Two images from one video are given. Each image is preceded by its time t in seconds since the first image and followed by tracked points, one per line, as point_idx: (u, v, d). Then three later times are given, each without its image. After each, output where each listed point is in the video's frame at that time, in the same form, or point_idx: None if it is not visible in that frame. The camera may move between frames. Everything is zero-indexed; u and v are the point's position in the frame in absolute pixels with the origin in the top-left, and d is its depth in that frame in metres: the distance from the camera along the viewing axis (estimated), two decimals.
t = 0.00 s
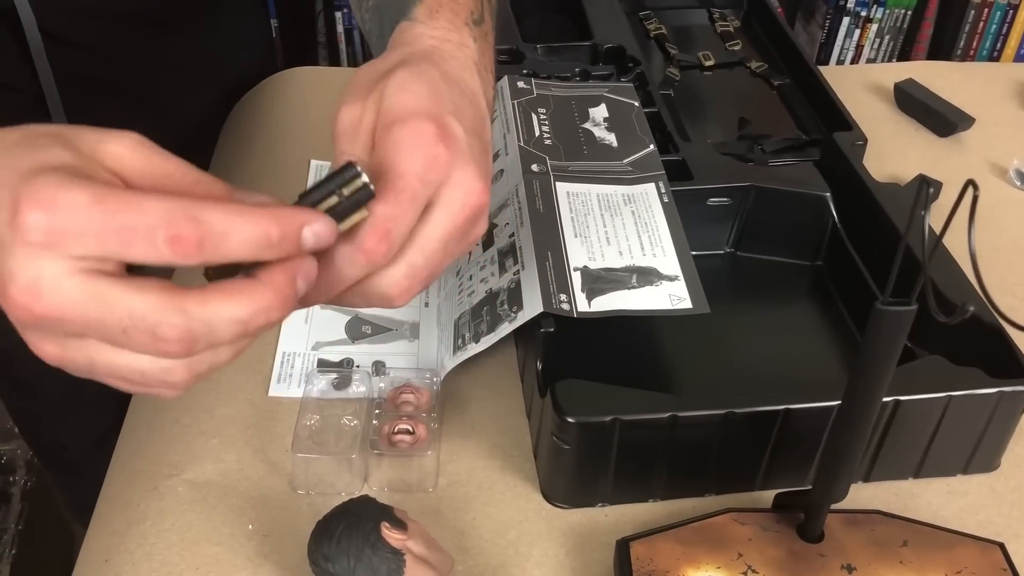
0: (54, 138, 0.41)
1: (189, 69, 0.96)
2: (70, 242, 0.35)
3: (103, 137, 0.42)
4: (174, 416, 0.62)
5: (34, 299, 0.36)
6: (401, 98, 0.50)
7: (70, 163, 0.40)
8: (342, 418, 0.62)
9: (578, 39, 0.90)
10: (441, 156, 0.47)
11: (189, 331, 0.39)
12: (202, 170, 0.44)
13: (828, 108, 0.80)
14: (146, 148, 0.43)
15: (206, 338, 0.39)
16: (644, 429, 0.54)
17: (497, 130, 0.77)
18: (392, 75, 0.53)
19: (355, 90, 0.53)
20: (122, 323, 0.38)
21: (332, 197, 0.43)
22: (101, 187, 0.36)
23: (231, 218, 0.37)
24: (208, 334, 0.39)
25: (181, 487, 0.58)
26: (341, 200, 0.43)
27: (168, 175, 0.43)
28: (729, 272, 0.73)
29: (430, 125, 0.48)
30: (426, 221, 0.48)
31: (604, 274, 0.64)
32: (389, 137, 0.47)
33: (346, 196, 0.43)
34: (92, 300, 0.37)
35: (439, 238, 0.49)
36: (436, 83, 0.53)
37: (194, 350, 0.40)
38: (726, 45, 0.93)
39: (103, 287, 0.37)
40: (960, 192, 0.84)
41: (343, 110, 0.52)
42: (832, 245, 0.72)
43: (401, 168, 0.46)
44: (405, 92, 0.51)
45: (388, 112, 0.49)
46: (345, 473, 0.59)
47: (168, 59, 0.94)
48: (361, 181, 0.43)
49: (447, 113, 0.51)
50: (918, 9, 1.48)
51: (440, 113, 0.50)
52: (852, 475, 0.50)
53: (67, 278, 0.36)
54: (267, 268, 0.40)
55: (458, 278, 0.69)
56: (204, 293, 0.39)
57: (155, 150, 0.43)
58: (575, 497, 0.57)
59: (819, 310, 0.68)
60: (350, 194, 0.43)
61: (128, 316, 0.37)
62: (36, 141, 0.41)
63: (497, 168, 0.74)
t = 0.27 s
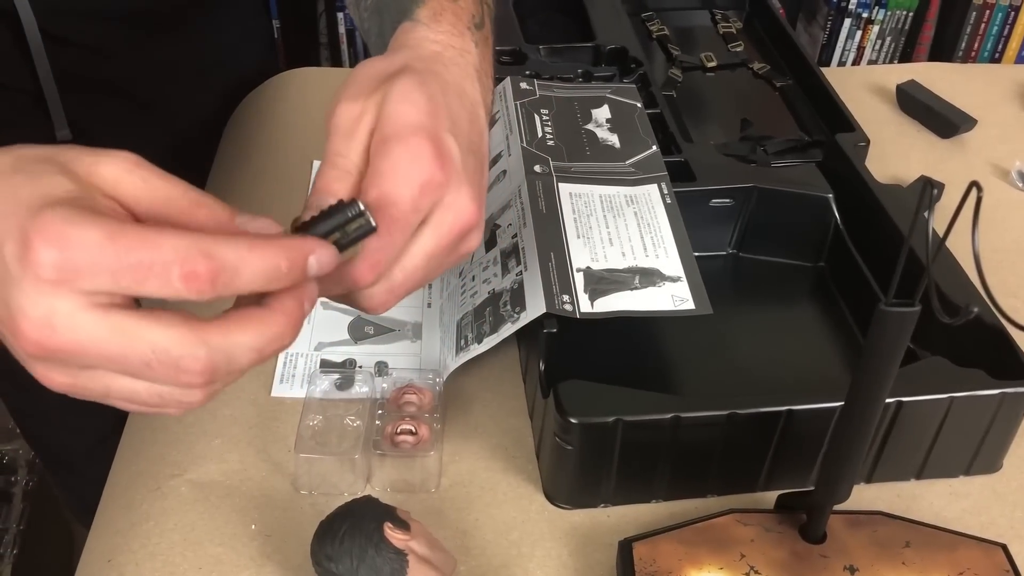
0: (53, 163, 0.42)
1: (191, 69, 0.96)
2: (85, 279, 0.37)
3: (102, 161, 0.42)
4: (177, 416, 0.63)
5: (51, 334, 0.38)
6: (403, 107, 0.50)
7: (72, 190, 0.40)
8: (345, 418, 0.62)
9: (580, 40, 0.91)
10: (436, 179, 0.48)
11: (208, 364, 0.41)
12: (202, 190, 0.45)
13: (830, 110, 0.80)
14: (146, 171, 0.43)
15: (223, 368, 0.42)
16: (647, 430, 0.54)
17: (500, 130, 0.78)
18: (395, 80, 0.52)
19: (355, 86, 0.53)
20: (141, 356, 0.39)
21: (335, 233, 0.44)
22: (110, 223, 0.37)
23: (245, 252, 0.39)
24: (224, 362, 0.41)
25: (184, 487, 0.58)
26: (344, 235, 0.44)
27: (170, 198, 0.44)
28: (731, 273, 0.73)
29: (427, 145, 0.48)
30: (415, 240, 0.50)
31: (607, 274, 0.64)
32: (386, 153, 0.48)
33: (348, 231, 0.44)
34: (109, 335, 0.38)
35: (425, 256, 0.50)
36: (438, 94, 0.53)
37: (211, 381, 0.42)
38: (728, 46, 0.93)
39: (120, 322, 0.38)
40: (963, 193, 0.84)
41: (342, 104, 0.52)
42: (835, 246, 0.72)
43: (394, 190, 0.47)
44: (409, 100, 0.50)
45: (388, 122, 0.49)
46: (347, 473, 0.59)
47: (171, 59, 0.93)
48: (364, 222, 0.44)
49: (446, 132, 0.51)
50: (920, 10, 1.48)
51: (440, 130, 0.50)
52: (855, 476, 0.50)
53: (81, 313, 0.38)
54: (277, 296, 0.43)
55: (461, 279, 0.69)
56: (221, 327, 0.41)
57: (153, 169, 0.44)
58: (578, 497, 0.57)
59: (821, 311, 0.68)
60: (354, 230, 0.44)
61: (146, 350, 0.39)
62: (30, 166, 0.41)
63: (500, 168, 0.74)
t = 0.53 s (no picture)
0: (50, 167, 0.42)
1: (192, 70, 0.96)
2: (88, 288, 0.37)
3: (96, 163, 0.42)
4: (178, 417, 0.63)
5: (54, 344, 0.38)
6: (414, 105, 0.50)
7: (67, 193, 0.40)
8: (346, 418, 0.62)
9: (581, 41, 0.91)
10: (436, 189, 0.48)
11: (212, 372, 0.41)
12: (197, 191, 0.45)
13: (831, 110, 0.80)
14: (141, 172, 0.43)
15: (226, 376, 0.42)
16: (648, 431, 0.54)
17: (501, 130, 0.78)
18: (403, 77, 0.51)
19: (360, 73, 0.51)
20: (145, 367, 0.39)
21: (333, 238, 0.45)
22: (112, 231, 0.37)
23: (248, 260, 0.39)
24: (227, 370, 0.42)
25: (185, 487, 0.58)
26: (342, 240, 0.45)
27: (165, 199, 0.44)
28: (732, 273, 0.73)
29: (430, 152, 0.48)
30: (408, 243, 0.50)
31: (608, 275, 0.64)
32: (388, 157, 0.48)
33: (346, 237, 0.45)
34: (112, 344, 0.38)
35: (416, 259, 0.51)
36: (443, 98, 0.52)
37: (213, 391, 0.43)
38: (729, 47, 0.93)
39: (122, 331, 0.38)
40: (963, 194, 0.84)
41: (345, 89, 0.50)
42: (836, 246, 0.72)
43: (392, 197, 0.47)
44: (420, 98, 0.50)
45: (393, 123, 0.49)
46: (349, 473, 0.59)
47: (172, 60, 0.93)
48: (362, 226, 0.45)
49: (449, 138, 0.51)
50: (920, 12, 1.48)
51: (444, 136, 0.50)
52: (856, 477, 0.50)
53: (83, 323, 0.38)
54: (277, 302, 0.44)
55: (462, 279, 0.69)
56: (224, 335, 0.41)
57: (147, 170, 0.43)
58: (579, 497, 0.57)
59: (822, 312, 0.68)
60: (351, 235, 0.45)
61: (152, 360, 0.39)
62: (22, 172, 0.41)
63: (502, 169, 0.75)
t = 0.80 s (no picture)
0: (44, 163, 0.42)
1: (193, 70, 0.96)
2: (80, 282, 0.37)
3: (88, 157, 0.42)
4: (179, 417, 0.63)
5: (47, 337, 0.38)
6: (411, 103, 0.50)
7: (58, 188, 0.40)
8: (348, 418, 0.62)
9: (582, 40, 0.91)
10: (430, 190, 0.48)
11: (204, 369, 0.41)
12: (193, 187, 0.45)
13: (831, 110, 0.80)
14: (134, 166, 0.43)
15: (219, 372, 0.42)
16: (650, 430, 0.54)
17: (502, 130, 0.78)
18: (401, 74, 0.51)
19: (357, 68, 0.51)
20: (137, 362, 0.40)
21: (327, 233, 0.44)
22: (104, 226, 0.37)
23: (239, 257, 0.39)
24: (220, 366, 0.42)
25: (187, 487, 0.58)
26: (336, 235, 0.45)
27: (158, 194, 0.43)
28: (734, 273, 0.73)
29: (426, 151, 0.48)
30: (397, 242, 0.50)
31: (610, 275, 0.64)
32: (384, 154, 0.48)
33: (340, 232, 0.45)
34: (104, 339, 0.38)
35: (402, 258, 0.51)
36: (440, 97, 0.53)
37: (206, 387, 0.43)
38: (729, 47, 0.93)
39: (114, 326, 0.38)
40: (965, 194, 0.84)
41: (341, 82, 0.50)
42: (837, 246, 0.72)
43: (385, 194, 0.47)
44: (417, 96, 0.50)
45: (390, 120, 0.49)
46: (350, 473, 0.59)
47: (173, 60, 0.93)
48: (356, 221, 0.44)
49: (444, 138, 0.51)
50: (920, 12, 1.48)
51: (440, 135, 0.50)
52: (858, 476, 0.50)
53: (76, 318, 0.38)
54: (269, 298, 0.43)
55: (463, 279, 0.69)
56: (216, 331, 0.41)
57: (140, 165, 0.43)
58: (581, 496, 0.57)
59: (824, 311, 0.68)
60: (345, 230, 0.44)
61: (142, 355, 0.39)
62: (22, 171, 0.41)
63: (503, 169, 0.75)
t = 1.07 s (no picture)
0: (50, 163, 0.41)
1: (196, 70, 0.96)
2: (83, 284, 0.37)
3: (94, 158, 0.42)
4: (182, 417, 0.62)
5: (50, 339, 0.38)
6: (424, 115, 0.50)
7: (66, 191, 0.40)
8: (351, 418, 0.62)
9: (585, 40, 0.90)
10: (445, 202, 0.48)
11: (207, 371, 0.41)
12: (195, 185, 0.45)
13: (835, 110, 0.80)
14: (139, 167, 0.43)
15: (221, 373, 0.42)
16: (654, 430, 0.54)
17: (505, 130, 0.78)
18: (414, 85, 0.51)
19: (368, 79, 0.51)
20: (140, 364, 0.39)
21: (328, 232, 0.45)
22: (107, 227, 0.37)
23: (242, 259, 0.39)
24: (222, 368, 0.42)
25: (190, 487, 0.58)
26: (339, 234, 0.45)
27: (162, 194, 0.43)
28: (737, 273, 0.73)
29: (440, 163, 0.48)
30: (413, 251, 0.50)
31: (613, 275, 0.64)
32: (398, 167, 0.48)
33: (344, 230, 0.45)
34: (107, 340, 0.38)
35: (416, 267, 0.51)
36: (451, 106, 0.53)
37: (208, 388, 0.43)
38: (732, 46, 0.93)
39: (117, 327, 0.38)
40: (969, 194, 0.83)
41: (354, 93, 0.49)
42: (841, 246, 0.71)
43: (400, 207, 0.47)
44: (430, 108, 0.50)
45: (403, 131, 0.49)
46: (354, 473, 0.59)
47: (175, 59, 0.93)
48: (356, 216, 0.45)
49: (458, 148, 0.51)
50: (922, 12, 1.48)
51: (453, 146, 0.50)
52: (863, 477, 0.49)
53: (79, 318, 0.38)
54: (273, 299, 0.44)
55: (466, 279, 0.69)
56: (218, 333, 0.41)
57: (144, 165, 0.43)
58: (584, 496, 0.56)
59: (827, 311, 0.68)
60: (346, 227, 0.45)
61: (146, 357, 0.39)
62: (23, 170, 0.41)
63: (506, 168, 0.74)
